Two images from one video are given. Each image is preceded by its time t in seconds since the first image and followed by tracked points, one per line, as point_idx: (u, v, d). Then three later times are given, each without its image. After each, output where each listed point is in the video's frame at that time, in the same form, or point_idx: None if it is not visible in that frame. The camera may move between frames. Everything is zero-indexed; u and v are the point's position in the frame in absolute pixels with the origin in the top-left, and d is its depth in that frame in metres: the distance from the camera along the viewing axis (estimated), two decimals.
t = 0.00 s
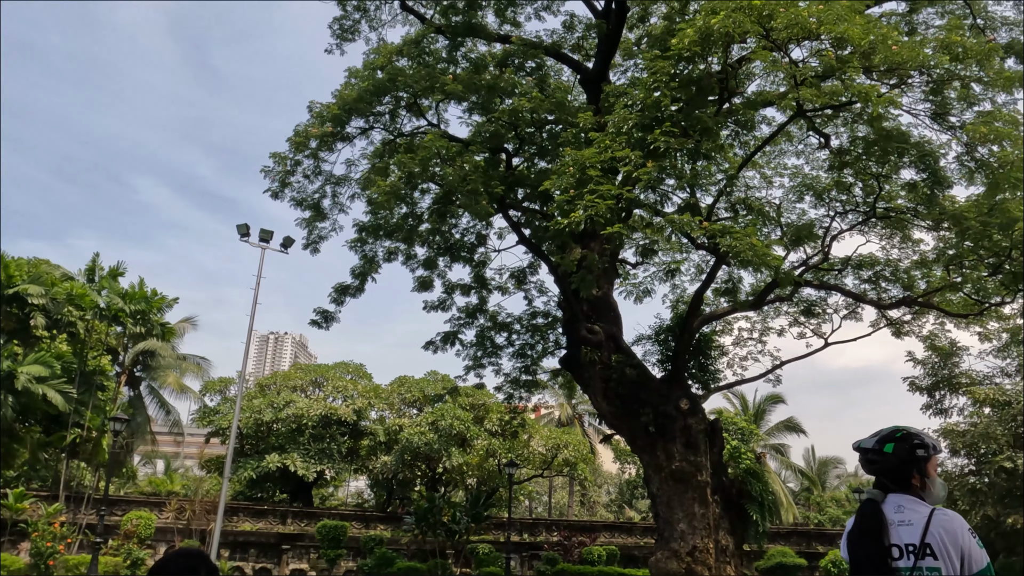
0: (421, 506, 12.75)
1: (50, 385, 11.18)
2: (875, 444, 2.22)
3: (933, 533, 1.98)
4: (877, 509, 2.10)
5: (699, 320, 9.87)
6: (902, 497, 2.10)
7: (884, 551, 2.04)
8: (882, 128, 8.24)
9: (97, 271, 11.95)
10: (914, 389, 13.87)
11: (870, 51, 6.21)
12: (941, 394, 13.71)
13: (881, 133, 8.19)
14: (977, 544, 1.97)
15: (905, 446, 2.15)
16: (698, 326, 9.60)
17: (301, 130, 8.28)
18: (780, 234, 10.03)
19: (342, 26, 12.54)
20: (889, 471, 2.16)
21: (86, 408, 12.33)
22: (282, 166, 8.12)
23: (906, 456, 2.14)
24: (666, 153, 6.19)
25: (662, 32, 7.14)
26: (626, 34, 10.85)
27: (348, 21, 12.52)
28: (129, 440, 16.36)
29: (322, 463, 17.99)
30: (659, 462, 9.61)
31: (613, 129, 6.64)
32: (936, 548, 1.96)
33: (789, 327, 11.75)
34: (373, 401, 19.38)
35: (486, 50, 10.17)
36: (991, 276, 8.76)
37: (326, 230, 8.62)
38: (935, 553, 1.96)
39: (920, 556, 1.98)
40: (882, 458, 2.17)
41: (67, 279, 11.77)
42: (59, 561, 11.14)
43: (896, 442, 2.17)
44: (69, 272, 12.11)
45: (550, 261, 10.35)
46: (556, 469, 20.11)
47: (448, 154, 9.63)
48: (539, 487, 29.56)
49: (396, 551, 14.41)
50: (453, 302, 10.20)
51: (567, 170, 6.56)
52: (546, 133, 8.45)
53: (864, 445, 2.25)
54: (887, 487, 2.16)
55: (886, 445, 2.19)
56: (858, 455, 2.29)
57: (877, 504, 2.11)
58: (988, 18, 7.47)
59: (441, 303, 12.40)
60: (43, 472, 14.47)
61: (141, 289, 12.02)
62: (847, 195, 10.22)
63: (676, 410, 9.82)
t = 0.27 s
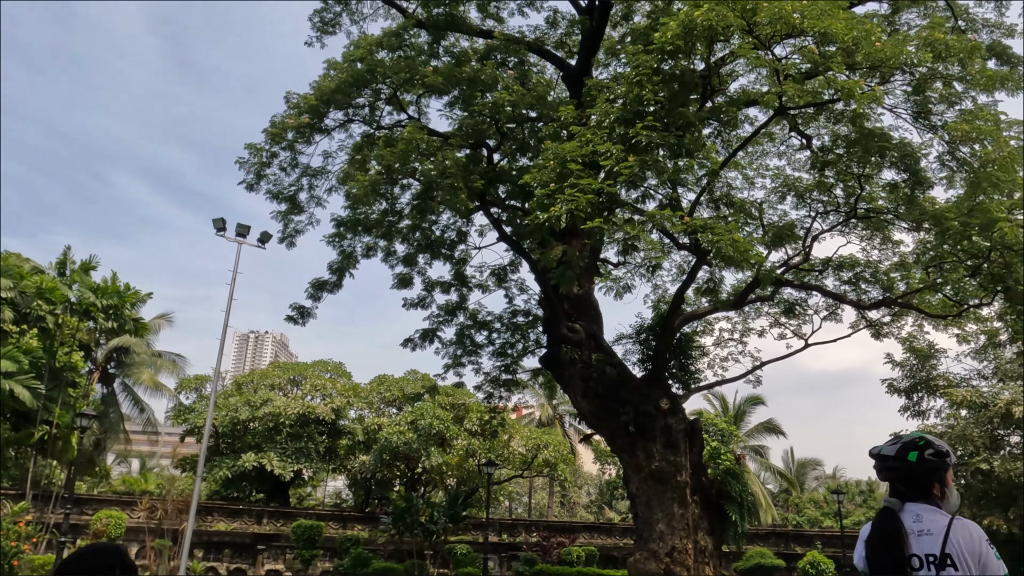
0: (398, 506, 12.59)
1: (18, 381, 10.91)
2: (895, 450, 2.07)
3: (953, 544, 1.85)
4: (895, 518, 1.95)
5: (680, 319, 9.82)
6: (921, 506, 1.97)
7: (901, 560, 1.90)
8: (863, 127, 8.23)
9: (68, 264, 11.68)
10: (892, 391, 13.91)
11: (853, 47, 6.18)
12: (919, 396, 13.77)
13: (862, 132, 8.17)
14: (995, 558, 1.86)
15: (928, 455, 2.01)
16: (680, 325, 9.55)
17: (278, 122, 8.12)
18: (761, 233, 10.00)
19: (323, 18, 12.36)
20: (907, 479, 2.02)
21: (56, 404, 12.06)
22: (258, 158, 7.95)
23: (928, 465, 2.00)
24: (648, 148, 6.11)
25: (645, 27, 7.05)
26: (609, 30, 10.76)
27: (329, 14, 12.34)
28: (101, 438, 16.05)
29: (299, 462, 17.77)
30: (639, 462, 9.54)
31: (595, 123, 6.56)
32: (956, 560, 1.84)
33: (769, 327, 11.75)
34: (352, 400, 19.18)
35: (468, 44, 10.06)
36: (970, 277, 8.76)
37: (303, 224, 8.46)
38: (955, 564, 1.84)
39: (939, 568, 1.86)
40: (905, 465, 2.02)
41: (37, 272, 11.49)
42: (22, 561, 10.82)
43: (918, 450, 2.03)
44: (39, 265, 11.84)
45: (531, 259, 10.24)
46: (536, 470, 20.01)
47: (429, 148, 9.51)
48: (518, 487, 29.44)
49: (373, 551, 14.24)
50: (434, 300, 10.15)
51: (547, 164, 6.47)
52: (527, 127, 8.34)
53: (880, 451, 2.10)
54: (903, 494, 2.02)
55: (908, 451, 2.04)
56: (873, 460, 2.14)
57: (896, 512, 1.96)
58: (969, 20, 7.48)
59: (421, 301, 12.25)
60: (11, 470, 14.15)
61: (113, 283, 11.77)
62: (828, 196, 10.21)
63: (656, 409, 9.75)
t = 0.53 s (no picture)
0: (378, 505, 12.46)
1: None
2: (928, 443, 2.03)
3: (975, 544, 1.82)
4: (922, 513, 1.92)
5: (664, 318, 9.76)
6: (947, 503, 1.93)
7: (922, 557, 1.87)
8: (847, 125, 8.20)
9: (42, 258, 11.44)
10: (874, 391, 13.94)
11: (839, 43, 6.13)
12: (900, 397, 13.80)
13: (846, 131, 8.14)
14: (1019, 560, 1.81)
15: (959, 452, 1.98)
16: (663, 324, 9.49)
17: (256, 113, 7.96)
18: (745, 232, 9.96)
19: (306, 11, 12.18)
20: (938, 474, 1.98)
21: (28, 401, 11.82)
22: (235, 149, 7.79)
23: (959, 462, 1.97)
24: (631, 142, 6.03)
25: (631, 21, 6.97)
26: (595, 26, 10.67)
27: (313, 6, 12.16)
28: (76, 435, 15.77)
29: (279, 461, 17.56)
30: (621, 461, 9.47)
31: (577, 117, 6.47)
32: (977, 561, 1.81)
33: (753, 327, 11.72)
34: (333, 398, 19.00)
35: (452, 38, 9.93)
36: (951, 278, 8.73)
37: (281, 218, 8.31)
38: (976, 565, 1.81)
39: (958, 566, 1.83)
40: (936, 460, 1.98)
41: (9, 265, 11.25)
42: None
43: (949, 445, 2.00)
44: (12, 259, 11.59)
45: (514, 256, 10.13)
46: (518, 469, 19.91)
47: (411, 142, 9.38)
48: (501, 487, 29.34)
49: (352, 550, 14.10)
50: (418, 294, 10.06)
51: (529, 158, 6.38)
52: (510, 121, 8.24)
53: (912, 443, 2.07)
54: (932, 489, 1.99)
55: (941, 447, 2.01)
56: (901, 453, 2.11)
57: (922, 509, 1.93)
58: (953, 20, 7.46)
59: (403, 297, 12.11)
60: None
61: (89, 277, 11.55)
62: (812, 195, 10.19)
63: (639, 408, 9.69)
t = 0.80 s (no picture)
0: (356, 501, 12.32)
1: None
2: (941, 438, 2.08)
3: (975, 534, 1.86)
4: (930, 503, 1.98)
5: (646, 314, 9.71)
6: (955, 496, 1.98)
7: (924, 547, 1.92)
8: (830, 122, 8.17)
9: (14, 248, 11.20)
10: (855, 391, 13.98)
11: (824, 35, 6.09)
12: (880, 396, 13.86)
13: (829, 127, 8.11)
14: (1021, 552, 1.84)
15: (969, 447, 2.03)
16: (645, 320, 9.45)
17: (234, 101, 7.80)
18: (728, 230, 9.91)
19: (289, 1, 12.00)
20: (949, 467, 2.03)
21: None
22: (211, 137, 7.63)
23: (969, 456, 2.02)
24: (613, 134, 5.96)
25: (615, 12, 6.89)
26: (580, 20, 10.57)
27: None
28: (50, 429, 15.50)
29: (258, 457, 17.36)
30: (602, 458, 9.41)
31: (560, 108, 6.37)
32: (976, 549, 1.85)
33: (736, 325, 11.70)
34: (314, 394, 18.82)
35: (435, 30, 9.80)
36: (933, 277, 8.70)
37: (258, 208, 8.15)
38: (973, 555, 1.85)
39: (957, 554, 1.88)
40: (948, 452, 2.04)
41: None
42: None
43: (960, 440, 2.05)
44: None
45: (496, 251, 10.02)
46: (500, 467, 19.80)
47: (391, 135, 9.24)
48: (484, 485, 29.23)
49: (329, 548, 13.94)
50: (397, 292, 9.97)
51: (510, 149, 6.30)
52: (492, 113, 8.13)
53: (924, 438, 2.12)
54: (944, 482, 2.03)
55: (952, 440, 2.06)
56: (913, 448, 2.16)
57: (931, 500, 1.98)
58: (938, 16, 7.42)
59: (384, 292, 11.98)
60: None
61: (62, 268, 11.32)
62: (795, 193, 10.16)
63: (620, 405, 9.63)
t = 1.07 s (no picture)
0: (334, 499, 12.17)
1: None
2: (925, 450, 2.02)
3: (959, 544, 1.80)
4: (917, 517, 1.92)
5: (628, 312, 9.63)
6: (941, 507, 1.92)
7: (910, 561, 1.86)
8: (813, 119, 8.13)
9: None
10: (836, 391, 14.00)
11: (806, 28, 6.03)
12: (861, 396, 13.89)
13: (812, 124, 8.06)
14: (1011, 562, 1.77)
15: (954, 457, 1.97)
16: (626, 318, 9.37)
17: (208, 91, 7.63)
18: (710, 228, 9.85)
19: None
20: (935, 479, 1.97)
21: None
22: (185, 127, 7.46)
23: (954, 466, 1.96)
24: (593, 127, 5.86)
25: (597, 6, 6.79)
26: (564, 14, 10.47)
27: None
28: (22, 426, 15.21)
29: (235, 455, 17.14)
30: (581, 457, 9.32)
31: (539, 101, 6.27)
32: (962, 560, 1.79)
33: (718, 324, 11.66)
34: (293, 391, 18.63)
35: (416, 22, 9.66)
36: (912, 276, 8.69)
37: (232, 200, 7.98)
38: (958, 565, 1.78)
39: (944, 566, 1.81)
40: (931, 465, 1.98)
41: None
42: None
43: (943, 450, 1.99)
44: None
45: (477, 247, 9.90)
46: (482, 465, 19.68)
47: (370, 129, 9.10)
48: (466, 484, 29.12)
49: (306, 546, 13.78)
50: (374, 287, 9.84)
51: (488, 142, 6.19)
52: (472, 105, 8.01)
53: (909, 452, 2.06)
54: (931, 495, 1.97)
55: (937, 451, 2.00)
56: (899, 462, 2.10)
57: (916, 513, 1.93)
58: (921, 14, 7.39)
59: (363, 288, 11.83)
60: None
61: (33, 261, 11.08)
62: (777, 192, 10.12)
63: (600, 403, 9.55)
